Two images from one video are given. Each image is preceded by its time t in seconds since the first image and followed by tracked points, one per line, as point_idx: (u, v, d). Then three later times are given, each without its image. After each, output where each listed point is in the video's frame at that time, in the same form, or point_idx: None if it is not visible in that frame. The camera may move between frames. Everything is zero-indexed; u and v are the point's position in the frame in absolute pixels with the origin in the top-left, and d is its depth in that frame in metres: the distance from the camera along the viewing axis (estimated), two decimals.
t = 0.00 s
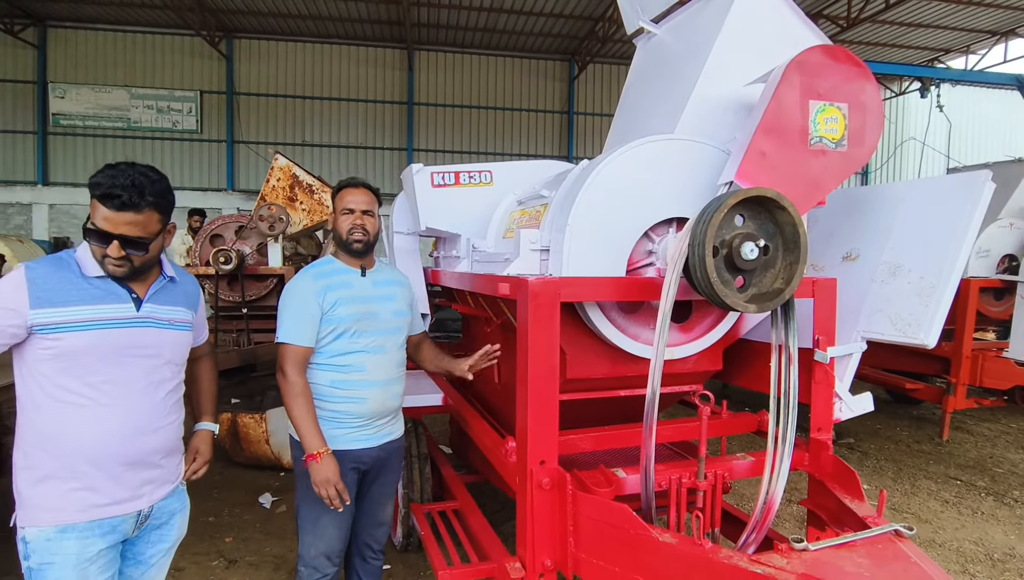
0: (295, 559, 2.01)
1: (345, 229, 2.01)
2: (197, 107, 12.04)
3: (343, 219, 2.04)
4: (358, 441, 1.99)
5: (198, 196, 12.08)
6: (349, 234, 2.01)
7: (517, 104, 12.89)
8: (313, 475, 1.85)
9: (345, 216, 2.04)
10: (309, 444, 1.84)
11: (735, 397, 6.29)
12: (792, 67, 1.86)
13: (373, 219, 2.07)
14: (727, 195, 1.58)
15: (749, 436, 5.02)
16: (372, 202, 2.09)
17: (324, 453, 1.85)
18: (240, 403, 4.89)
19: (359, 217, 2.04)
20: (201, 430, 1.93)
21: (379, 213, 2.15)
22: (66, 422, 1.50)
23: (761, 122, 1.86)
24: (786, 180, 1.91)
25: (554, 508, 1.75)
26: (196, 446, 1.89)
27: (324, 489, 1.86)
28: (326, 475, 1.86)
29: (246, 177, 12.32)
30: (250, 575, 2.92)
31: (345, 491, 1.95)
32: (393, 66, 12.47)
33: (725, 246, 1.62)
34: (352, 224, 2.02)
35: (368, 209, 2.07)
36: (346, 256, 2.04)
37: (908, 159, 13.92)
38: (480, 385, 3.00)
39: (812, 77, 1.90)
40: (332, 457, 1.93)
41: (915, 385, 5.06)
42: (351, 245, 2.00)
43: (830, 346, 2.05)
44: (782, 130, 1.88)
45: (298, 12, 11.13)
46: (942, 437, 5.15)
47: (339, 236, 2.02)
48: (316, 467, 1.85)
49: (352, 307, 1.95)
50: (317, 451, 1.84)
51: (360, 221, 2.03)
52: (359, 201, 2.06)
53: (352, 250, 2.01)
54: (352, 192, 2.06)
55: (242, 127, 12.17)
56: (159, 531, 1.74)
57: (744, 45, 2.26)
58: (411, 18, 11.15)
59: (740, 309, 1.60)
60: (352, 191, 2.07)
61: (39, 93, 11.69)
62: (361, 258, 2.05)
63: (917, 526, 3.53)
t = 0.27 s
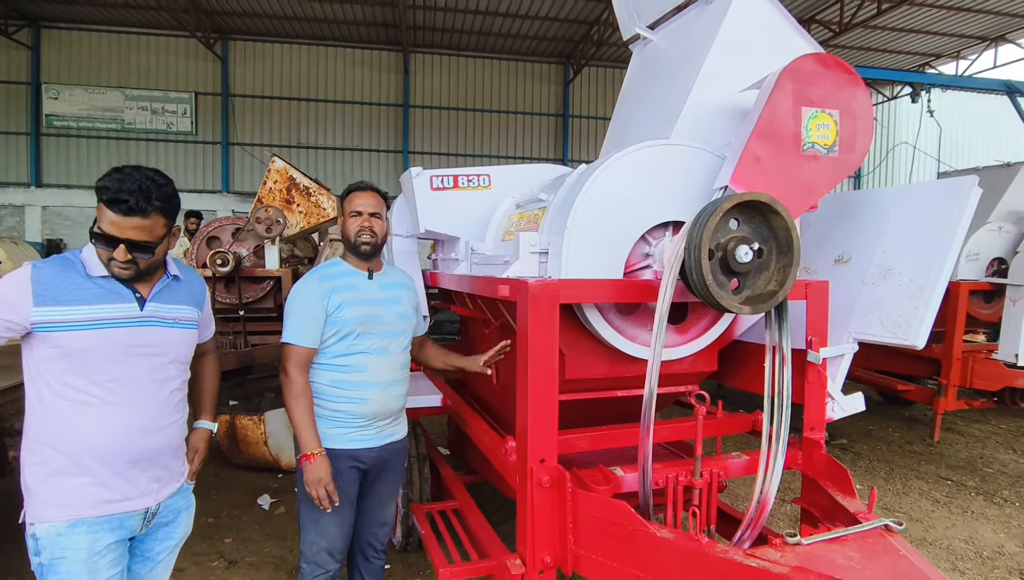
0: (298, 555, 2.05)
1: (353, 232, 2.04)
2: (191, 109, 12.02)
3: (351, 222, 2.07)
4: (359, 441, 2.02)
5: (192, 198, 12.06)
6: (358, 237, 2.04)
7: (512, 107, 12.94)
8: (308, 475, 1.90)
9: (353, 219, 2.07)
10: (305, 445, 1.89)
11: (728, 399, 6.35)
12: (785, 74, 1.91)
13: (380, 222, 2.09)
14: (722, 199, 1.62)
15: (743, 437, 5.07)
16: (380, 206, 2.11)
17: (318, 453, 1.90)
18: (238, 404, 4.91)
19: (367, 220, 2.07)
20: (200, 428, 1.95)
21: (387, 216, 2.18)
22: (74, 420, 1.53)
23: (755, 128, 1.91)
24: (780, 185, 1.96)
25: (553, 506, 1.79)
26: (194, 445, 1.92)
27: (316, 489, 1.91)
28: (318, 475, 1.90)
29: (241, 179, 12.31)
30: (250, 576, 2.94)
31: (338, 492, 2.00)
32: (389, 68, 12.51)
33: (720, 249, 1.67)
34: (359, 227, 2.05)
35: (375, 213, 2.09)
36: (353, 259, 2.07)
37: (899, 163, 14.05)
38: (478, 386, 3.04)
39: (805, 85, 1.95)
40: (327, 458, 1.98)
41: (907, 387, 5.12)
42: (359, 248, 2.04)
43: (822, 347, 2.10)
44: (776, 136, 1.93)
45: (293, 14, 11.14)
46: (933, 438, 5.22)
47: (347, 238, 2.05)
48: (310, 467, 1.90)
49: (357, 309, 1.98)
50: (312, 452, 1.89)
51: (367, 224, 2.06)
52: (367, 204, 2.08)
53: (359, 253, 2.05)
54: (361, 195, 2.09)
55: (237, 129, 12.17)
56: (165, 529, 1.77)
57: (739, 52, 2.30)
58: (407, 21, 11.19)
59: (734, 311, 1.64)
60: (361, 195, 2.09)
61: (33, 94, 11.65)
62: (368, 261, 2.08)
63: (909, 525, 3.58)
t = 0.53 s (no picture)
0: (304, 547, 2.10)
1: (356, 231, 2.09)
2: (186, 107, 12.01)
3: (353, 221, 2.12)
4: (364, 436, 2.07)
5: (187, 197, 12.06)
6: (361, 236, 2.09)
7: (507, 106, 12.99)
8: (293, 473, 1.97)
9: (355, 218, 2.12)
10: (295, 444, 1.96)
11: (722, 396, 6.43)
12: (777, 80, 1.98)
13: (382, 221, 2.15)
14: (718, 201, 1.69)
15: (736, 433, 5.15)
16: (381, 205, 2.16)
17: (306, 453, 1.97)
18: (237, 402, 4.94)
19: (369, 219, 2.12)
20: (204, 432, 2.01)
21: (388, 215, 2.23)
22: (84, 416, 1.57)
23: (748, 131, 1.98)
24: (772, 187, 2.02)
25: (553, 497, 1.85)
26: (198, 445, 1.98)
27: (299, 488, 1.98)
28: (302, 476, 1.97)
29: (236, 178, 12.32)
30: (252, 570, 2.98)
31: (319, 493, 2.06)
32: (384, 68, 12.54)
33: (715, 248, 1.73)
34: (362, 226, 2.10)
35: (377, 212, 2.14)
36: (357, 258, 2.12)
37: (890, 164, 14.20)
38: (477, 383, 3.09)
39: (797, 90, 2.01)
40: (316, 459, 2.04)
41: (897, 385, 5.20)
42: (362, 247, 2.09)
43: (813, 343, 2.16)
44: (769, 139, 1.99)
45: (288, 13, 11.16)
46: (922, 434, 5.31)
47: (350, 238, 2.10)
48: (296, 466, 1.97)
49: (362, 307, 2.03)
50: (301, 451, 1.96)
51: (370, 223, 2.11)
52: (369, 204, 2.14)
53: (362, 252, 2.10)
54: (362, 195, 2.14)
55: (232, 127, 12.18)
56: (173, 520, 1.82)
57: (733, 56, 2.37)
58: (402, 20, 11.22)
59: (729, 308, 1.71)
60: (363, 194, 2.15)
61: (26, 92, 11.62)
62: (371, 260, 2.14)
63: (898, 519, 3.66)
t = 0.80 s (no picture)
0: (304, 539, 2.16)
1: (347, 231, 2.15)
2: (179, 106, 12.00)
3: (345, 221, 2.18)
4: (360, 431, 2.14)
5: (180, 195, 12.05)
6: (352, 236, 2.15)
7: (500, 106, 13.05)
8: (312, 464, 2.01)
9: (347, 218, 2.18)
10: (308, 436, 2.01)
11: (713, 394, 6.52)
12: (766, 86, 2.06)
13: (373, 220, 2.21)
14: (706, 202, 1.76)
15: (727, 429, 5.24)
16: (372, 204, 2.22)
17: (321, 444, 2.01)
18: (234, 399, 4.99)
19: (360, 218, 2.18)
20: (202, 425, 2.05)
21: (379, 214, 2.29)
22: (86, 411, 1.62)
23: (737, 135, 2.05)
24: (760, 189, 2.10)
25: (549, 487, 1.92)
26: (197, 439, 2.01)
27: (322, 478, 2.02)
28: (322, 465, 2.02)
29: (229, 177, 12.33)
30: (252, 562, 3.04)
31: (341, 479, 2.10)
32: (377, 67, 12.56)
33: (704, 248, 1.81)
34: (353, 226, 2.16)
35: (369, 212, 2.20)
36: (348, 256, 2.18)
37: (879, 165, 14.37)
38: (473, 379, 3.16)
39: (784, 96, 2.09)
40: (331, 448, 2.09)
41: (883, 383, 5.30)
42: (353, 246, 2.15)
43: (799, 340, 2.25)
44: (757, 143, 2.07)
45: (282, 12, 11.17)
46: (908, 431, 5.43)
47: (342, 237, 2.16)
48: (314, 457, 2.01)
49: (354, 305, 2.09)
50: (315, 442, 2.00)
51: (361, 223, 2.17)
52: (360, 204, 2.19)
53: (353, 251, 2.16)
54: (353, 195, 2.20)
55: (225, 126, 12.18)
56: (177, 509, 1.87)
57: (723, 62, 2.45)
58: (396, 20, 11.26)
59: (717, 305, 1.79)
60: (353, 194, 2.20)
61: (17, 89, 11.57)
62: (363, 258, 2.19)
63: (883, 512, 3.76)
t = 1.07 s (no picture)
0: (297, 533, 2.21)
1: (335, 229, 2.20)
2: (173, 101, 11.98)
3: (332, 219, 2.23)
4: (352, 427, 2.19)
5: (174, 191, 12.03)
6: (340, 233, 2.20)
7: (495, 103, 13.08)
8: (305, 464, 2.06)
9: (334, 216, 2.22)
10: (300, 436, 2.06)
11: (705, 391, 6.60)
12: (754, 90, 2.12)
13: (360, 218, 2.26)
14: (695, 202, 1.82)
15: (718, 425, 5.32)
16: (358, 202, 2.27)
17: (313, 444, 2.07)
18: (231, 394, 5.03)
19: (347, 216, 2.23)
20: (195, 418, 2.07)
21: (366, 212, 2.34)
22: (84, 407, 1.67)
23: (726, 138, 2.12)
24: (748, 189, 2.17)
25: (542, 478, 1.99)
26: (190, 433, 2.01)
27: (315, 477, 2.07)
28: (315, 464, 2.07)
29: (223, 173, 12.32)
30: (249, 554, 3.09)
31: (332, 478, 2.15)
32: (372, 64, 12.57)
33: (693, 248, 1.87)
34: (341, 224, 2.21)
35: (355, 209, 2.25)
36: (337, 255, 2.23)
37: (871, 164, 14.50)
38: (468, 375, 3.22)
39: (771, 100, 2.16)
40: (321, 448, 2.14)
41: (872, 379, 5.39)
42: (341, 244, 2.20)
43: (785, 336, 2.31)
44: (745, 145, 2.14)
45: (277, 8, 11.17)
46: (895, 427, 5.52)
47: (330, 235, 2.21)
48: (306, 456, 2.06)
49: (344, 302, 2.15)
50: (308, 442, 2.06)
51: (348, 221, 2.22)
52: (346, 201, 2.24)
53: (342, 249, 2.21)
54: (338, 193, 2.25)
55: (220, 121, 12.17)
56: (177, 501, 1.93)
57: (713, 66, 2.51)
58: (391, 17, 11.28)
59: (705, 303, 1.86)
60: (339, 192, 2.25)
61: (10, 83, 11.52)
62: (351, 256, 2.25)
63: (869, 506, 3.85)
